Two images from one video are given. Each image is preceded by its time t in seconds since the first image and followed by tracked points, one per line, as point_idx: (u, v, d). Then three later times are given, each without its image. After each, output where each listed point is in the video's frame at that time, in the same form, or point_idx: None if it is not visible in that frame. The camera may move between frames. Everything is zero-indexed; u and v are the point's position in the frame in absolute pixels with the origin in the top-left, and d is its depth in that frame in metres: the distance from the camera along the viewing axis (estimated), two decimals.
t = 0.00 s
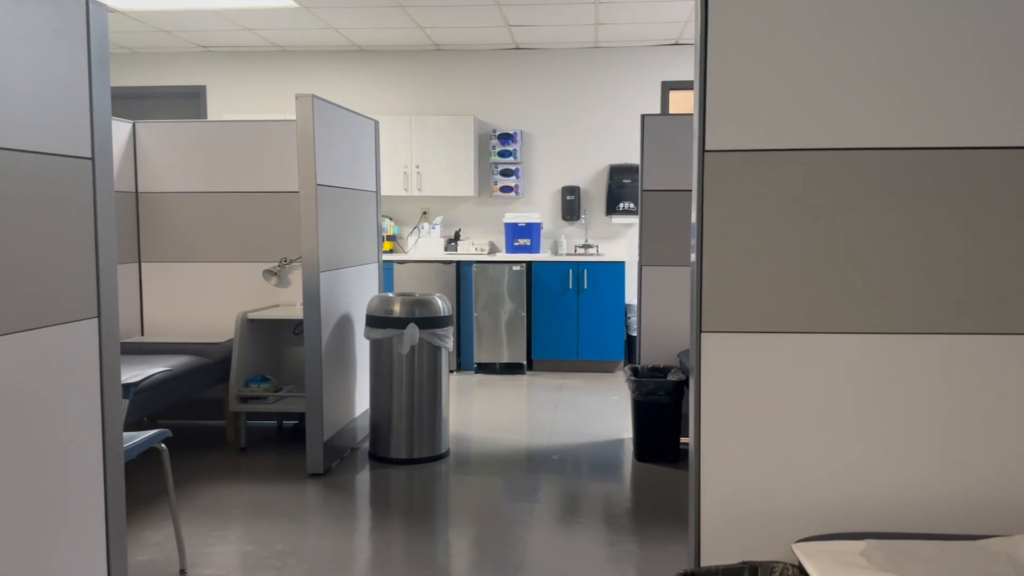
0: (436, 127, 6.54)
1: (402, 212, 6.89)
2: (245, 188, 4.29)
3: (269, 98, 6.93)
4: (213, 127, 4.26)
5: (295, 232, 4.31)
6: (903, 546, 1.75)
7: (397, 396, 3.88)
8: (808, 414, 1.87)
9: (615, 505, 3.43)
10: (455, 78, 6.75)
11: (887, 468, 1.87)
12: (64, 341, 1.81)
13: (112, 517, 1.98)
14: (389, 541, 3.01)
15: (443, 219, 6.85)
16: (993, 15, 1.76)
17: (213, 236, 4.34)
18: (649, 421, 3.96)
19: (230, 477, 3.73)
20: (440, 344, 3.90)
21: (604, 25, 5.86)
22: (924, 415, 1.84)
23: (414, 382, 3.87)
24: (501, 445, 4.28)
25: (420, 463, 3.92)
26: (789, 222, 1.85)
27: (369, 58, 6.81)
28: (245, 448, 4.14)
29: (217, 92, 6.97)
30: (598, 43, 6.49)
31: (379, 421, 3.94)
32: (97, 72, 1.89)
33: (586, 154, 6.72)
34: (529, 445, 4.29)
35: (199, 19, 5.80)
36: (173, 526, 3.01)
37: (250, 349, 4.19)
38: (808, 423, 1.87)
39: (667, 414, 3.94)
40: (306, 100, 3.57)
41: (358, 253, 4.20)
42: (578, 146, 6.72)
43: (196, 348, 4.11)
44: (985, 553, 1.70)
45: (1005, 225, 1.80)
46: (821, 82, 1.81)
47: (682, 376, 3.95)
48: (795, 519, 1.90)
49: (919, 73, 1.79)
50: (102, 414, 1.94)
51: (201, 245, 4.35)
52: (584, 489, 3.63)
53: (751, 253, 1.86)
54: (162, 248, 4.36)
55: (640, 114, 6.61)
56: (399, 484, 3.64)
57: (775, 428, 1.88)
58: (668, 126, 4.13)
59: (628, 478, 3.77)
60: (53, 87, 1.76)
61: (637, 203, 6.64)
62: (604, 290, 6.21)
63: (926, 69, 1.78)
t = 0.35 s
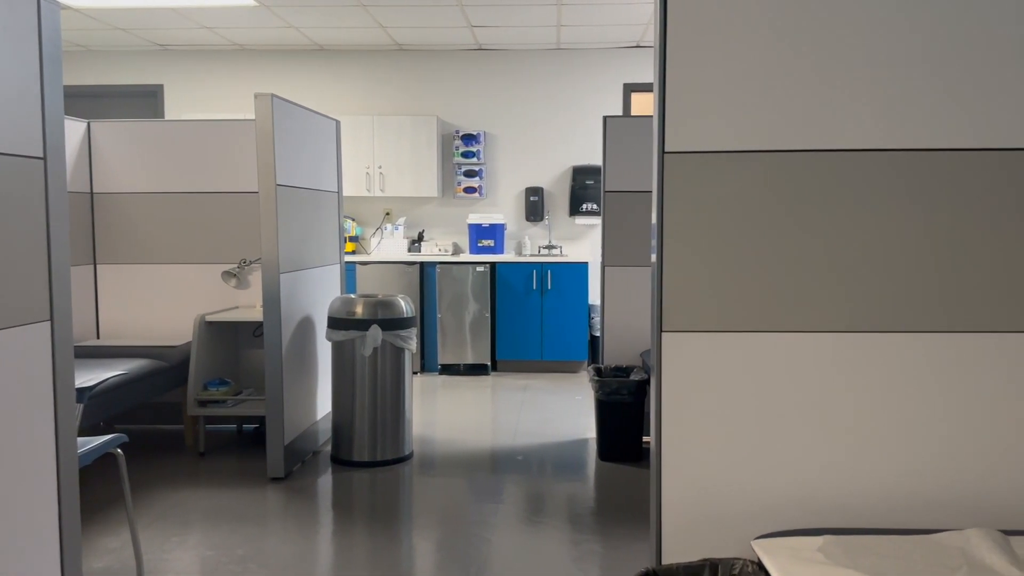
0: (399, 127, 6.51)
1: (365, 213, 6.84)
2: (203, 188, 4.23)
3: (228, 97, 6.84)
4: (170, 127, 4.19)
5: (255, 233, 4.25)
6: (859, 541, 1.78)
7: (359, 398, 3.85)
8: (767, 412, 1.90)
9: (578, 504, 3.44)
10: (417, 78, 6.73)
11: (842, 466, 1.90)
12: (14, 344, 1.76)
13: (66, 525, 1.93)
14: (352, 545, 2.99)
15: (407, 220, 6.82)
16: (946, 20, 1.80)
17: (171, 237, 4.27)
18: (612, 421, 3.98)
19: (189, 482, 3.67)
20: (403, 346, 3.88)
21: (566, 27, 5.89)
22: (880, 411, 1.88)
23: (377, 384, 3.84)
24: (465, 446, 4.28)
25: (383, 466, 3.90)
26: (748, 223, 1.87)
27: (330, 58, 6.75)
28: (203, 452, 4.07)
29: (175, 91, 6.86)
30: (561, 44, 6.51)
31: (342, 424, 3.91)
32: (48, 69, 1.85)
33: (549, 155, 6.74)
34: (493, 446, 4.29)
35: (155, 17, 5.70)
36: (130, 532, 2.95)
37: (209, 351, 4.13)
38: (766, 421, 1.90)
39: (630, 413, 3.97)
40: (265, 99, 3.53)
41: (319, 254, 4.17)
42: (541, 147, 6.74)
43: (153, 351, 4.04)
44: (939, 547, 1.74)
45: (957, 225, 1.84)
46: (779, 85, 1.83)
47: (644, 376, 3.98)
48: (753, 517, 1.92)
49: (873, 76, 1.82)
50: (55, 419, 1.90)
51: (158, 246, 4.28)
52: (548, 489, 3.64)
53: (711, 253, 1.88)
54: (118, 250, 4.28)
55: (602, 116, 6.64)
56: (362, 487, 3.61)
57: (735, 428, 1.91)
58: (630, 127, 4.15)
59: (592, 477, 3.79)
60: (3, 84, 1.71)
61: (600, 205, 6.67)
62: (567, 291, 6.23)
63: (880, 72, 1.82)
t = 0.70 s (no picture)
0: (354, 127, 6.46)
1: (320, 214, 6.77)
2: (152, 188, 4.14)
3: (179, 96, 6.71)
4: (117, 125, 4.09)
5: (206, 235, 4.18)
6: (810, 538, 1.81)
7: (314, 402, 3.80)
8: (720, 411, 1.92)
9: (536, 505, 3.44)
10: (373, 77, 6.68)
11: (794, 462, 1.93)
12: None
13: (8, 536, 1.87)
14: (308, 550, 2.96)
15: (363, 221, 6.76)
16: (893, 26, 1.84)
17: (119, 238, 4.18)
18: (569, 421, 4.00)
19: (139, 489, 3.59)
20: (359, 348, 3.84)
21: (522, 28, 5.90)
22: (829, 409, 1.91)
23: (333, 386, 3.80)
24: (422, 448, 4.26)
25: (339, 469, 3.86)
26: (700, 223, 1.89)
27: (284, 56, 6.67)
28: (153, 458, 3.98)
29: (123, 89, 6.72)
30: (517, 45, 6.52)
31: (297, 427, 3.86)
32: None
33: (506, 156, 6.75)
34: (451, 448, 4.28)
35: (103, 13, 5.57)
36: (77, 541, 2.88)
37: (159, 355, 4.05)
38: (719, 420, 1.92)
39: (587, 413, 3.99)
40: (216, 98, 3.47)
41: (272, 255, 4.11)
42: (498, 148, 6.75)
43: (101, 355, 3.94)
44: (886, 541, 1.78)
45: (901, 226, 1.88)
46: (732, 88, 1.85)
47: (601, 376, 4.01)
48: (706, 516, 1.94)
49: (821, 81, 1.85)
50: None
51: (106, 248, 4.18)
52: (505, 490, 3.64)
53: (664, 253, 1.90)
54: (64, 251, 4.18)
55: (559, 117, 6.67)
56: (318, 491, 3.57)
57: (688, 426, 1.92)
58: (585, 128, 4.18)
59: (549, 478, 3.80)
60: None
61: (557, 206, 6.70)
62: (525, 291, 6.25)
63: (828, 76, 1.85)
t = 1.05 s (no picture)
0: (311, 126, 6.39)
1: (276, 213, 6.69)
2: (100, 187, 4.04)
3: (130, 93, 6.57)
4: (64, 122, 3.99)
5: (156, 236, 4.08)
6: (763, 533, 1.84)
7: (270, 404, 3.75)
8: (675, 409, 1.94)
9: (496, 505, 3.44)
10: (329, 76, 6.61)
11: (748, 459, 1.96)
12: None
13: None
14: (263, 554, 2.92)
15: (319, 221, 6.70)
16: (843, 29, 1.87)
17: (67, 238, 4.08)
18: (528, 421, 4.01)
19: (89, 494, 3.51)
20: (315, 349, 3.80)
21: (480, 27, 5.89)
22: (781, 406, 1.95)
23: (288, 388, 3.75)
24: (381, 450, 4.23)
25: (295, 472, 3.81)
26: (656, 223, 1.91)
27: (238, 53, 6.57)
28: (105, 463, 3.90)
29: (72, 86, 6.56)
30: (475, 45, 6.51)
31: (251, 430, 3.81)
32: None
33: (465, 156, 6.74)
34: (410, 449, 4.26)
35: (50, 8, 5.43)
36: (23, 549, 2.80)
37: (108, 358, 3.97)
38: (674, 418, 1.94)
39: (546, 413, 4.00)
40: (167, 95, 3.40)
41: (226, 255, 4.05)
42: (457, 147, 6.73)
43: (47, 358, 3.89)
44: (837, 535, 1.81)
45: (850, 227, 1.92)
46: (686, 88, 1.87)
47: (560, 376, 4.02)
48: (662, 513, 1.96)
49: (773, 82, 1.88)
50: None
51: (53, 248, 4.08)
52: (465, 490, 3.63)
53: (620, 254, 1.91)
54: (9, 251, 4.07)
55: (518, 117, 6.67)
56: (274, 495, 3.53)
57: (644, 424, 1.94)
58: (543, 128, 4.18)
59: (509, 478, 3.80)
60: None
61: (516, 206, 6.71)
62: (484, 292, 6.24)
63: (780, 78, 1.88)
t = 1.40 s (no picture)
0: (263, 124, 6.31)
1: (227, 212, 6.58)
2: (44, 185, 3.93)
3: (76, 88, 6.41)
4: (4, 118, 3.87)
5: (104, 234, 4.00)
6: (716, 528, 1.86)
7: (221, 407, 3.69)
8: (629, 406, 1.95)
9: (453, 505, 3.43)
10: (283, 73, 6.52)
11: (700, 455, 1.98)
12: None
13: None
14: (215, 558, 2.88)
15: (272, 220, 6.61)
16: (792, 32, 1.90)
17: (9, 238, 3.96)
18: (485, 420, 4.00)
19: (33, 499, 3.41)
20: (268, 350, 3.74)
21: (435, 26, 5.87)
22: (733, 403, 1.97)
23: (240, 390, 3.70)
24: (335, 451, 4.19)
25: (247, 475, 3.76)
26: (609, 222, 1.92)
27: (189, 49, 6.45)
28: (50, 468, 3.79)
29: (15, 81, 6.37)
30: (431, 43, 6.48)
31: (202, 433, 3.74)
32: None
33: (421, 154, 6.71)
34: (366, 450, 4.22)
35: None
36: None
37: (54, 360, 3.87)
38: (628, 416, 1.95)
39: (502, 412, 4.00)
40: (114, 91, 3.32)
41: (175, 255, 3.97)
42: (413, 146, 6.70)
43: None
44: (788, 529, 1.84)
45: (801, 226, 1.95)
46: (638, 88, 1.89)
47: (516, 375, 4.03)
48: (616, 510, 1.97)
49: (724, 83, 1.90)
50: None
51: None
52: (422, 491, 3.62)
53: (576, 253, 1.92)
54: None
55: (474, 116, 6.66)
56: (226, 498, 3.47)
57: (598, 422, 1.95)
58: (499, 127, 4.18)
59: (466, 477, 3.79)
60: None
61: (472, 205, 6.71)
62: (441, 291, 6.22)
63: (731, 79, 1.90)
